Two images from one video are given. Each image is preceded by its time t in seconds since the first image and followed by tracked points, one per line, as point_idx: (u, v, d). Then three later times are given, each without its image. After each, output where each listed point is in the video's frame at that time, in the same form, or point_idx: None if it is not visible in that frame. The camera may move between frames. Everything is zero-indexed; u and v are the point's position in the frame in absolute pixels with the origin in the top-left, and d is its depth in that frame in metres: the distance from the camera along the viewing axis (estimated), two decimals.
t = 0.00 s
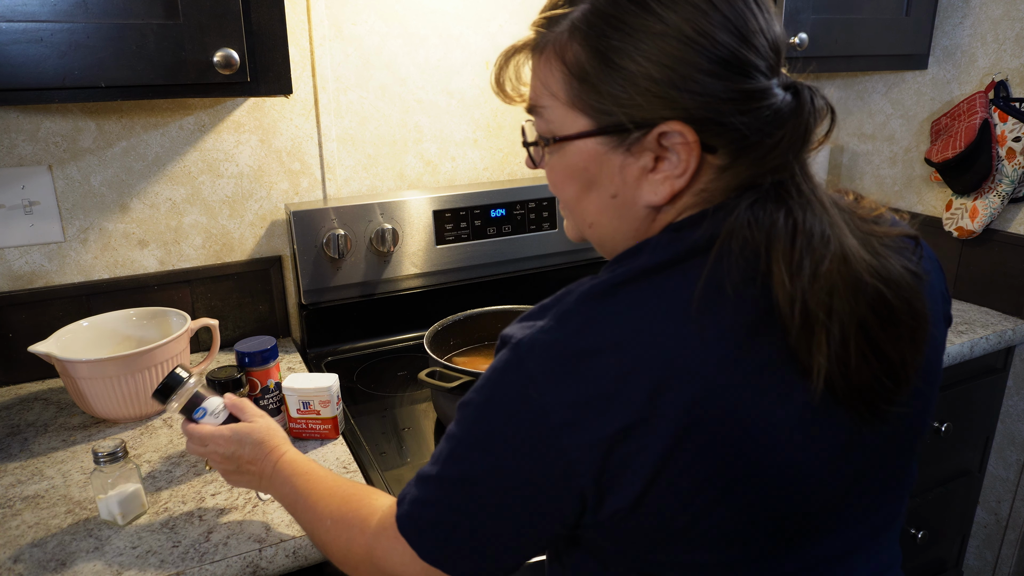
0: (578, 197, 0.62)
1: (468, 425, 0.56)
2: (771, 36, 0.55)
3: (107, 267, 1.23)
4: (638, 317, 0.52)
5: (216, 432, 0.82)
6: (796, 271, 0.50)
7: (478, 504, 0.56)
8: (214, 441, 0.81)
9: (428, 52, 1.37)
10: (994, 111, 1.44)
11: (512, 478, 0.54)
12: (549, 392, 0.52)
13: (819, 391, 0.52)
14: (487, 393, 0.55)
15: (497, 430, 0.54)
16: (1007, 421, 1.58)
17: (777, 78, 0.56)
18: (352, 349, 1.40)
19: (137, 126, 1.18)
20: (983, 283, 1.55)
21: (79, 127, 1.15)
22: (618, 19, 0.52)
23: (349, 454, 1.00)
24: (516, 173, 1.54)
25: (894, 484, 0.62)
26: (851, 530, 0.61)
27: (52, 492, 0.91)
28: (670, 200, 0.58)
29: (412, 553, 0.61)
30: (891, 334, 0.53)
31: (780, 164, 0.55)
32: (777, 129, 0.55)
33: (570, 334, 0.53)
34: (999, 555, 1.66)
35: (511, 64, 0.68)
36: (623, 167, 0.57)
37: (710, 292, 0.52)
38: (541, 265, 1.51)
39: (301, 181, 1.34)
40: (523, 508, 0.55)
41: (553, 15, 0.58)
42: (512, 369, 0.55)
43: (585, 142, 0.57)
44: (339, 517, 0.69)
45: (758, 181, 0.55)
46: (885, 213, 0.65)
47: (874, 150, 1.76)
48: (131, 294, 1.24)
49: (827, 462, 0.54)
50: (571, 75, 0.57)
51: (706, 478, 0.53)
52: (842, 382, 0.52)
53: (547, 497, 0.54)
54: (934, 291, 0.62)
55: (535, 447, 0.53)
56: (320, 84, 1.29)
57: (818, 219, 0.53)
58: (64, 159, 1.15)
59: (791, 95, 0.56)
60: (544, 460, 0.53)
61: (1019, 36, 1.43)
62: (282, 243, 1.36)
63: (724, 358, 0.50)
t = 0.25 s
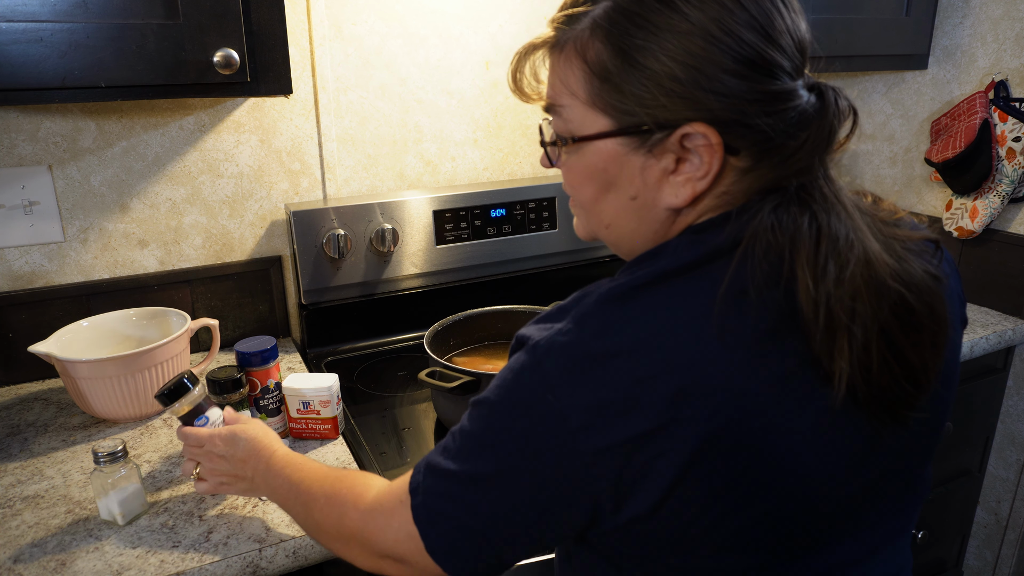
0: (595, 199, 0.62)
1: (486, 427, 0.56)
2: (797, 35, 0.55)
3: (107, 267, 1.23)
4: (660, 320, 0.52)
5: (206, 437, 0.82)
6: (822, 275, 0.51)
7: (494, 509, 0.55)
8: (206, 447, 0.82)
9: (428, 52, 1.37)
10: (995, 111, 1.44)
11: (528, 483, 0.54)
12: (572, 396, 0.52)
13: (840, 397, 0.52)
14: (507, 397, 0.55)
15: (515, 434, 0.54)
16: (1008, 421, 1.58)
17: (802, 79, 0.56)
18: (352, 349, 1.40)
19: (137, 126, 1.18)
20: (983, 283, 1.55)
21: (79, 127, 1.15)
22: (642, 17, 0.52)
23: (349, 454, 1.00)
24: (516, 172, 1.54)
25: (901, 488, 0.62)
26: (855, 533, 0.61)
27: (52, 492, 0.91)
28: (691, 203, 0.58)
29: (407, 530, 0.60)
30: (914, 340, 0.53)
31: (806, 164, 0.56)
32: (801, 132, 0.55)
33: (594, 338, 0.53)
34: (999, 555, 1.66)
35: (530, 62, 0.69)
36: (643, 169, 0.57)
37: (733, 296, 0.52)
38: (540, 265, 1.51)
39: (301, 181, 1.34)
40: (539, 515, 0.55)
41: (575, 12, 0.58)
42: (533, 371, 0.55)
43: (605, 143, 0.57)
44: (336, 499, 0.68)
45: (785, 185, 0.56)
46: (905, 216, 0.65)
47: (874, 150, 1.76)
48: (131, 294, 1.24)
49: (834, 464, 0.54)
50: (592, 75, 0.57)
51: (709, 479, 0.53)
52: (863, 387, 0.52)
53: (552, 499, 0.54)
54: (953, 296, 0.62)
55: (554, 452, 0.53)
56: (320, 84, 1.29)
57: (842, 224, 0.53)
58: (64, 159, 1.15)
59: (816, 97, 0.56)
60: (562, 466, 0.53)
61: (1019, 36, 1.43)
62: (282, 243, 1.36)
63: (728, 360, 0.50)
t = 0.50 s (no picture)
0: (598, 201, 0.62)
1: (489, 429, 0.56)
2: (804, 39, 0.55)
3: (107, 267, 1.23)
4: (664, 322, 0.52)
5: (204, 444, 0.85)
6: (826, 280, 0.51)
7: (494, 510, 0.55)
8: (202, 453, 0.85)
9: (428, 52, 1.37)
10: (995, 111, 1.44)
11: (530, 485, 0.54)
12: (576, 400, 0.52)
13: (842, 401, 0.52)
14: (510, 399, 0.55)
15: (518, 437, 0.54)
16: (1007, 421, 1.58)
17: (809, 83, 0.56)
18: (352, 348, 1.40)
19: (137, 126, 1.18)
20: (983, 283, 1.55)
21: (79, 127, 1.15)
22: (648, 19, 0.52)
23: (349, 454, 1.00)
24: (516, 172, 1.54)
25: (901, 490, 0.62)
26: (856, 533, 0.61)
27: (52, 492, 0.91)
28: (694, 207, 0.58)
29: (393, 504, 0.61)
30: (917, 345, 0.53)
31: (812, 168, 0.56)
32: (807, 137, 0.55)
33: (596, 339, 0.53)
34: (999, 555, 1.66)
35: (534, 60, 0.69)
36: (647, 173, 0.57)
37: (736, 298, 0.52)
38: (540, 265, 1.51)
39: (301, 181, 1.34)
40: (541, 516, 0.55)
41: (581, 13, 0.58)
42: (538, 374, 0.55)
43: (609, 146, 0.57)
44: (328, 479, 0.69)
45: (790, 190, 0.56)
46: (908, 218, 0.65)
47: (874, 150, 1.76)
48: (131, 293, 1.24)
49: (835, 466, 0.54)
50: (597, 76, 0.56)
51: (710, 480, 0.53)
52: (865, 391, 0.52)
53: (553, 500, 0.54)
54: (957, 300, 0.63)
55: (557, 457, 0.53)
56: (320, 84, 1.29)
57: (847, 228, 0.53)
58: (64, 159, 1.15)
59: (822, 100, 0.56)
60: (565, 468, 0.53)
61: (1019, 36, 1.43)
62: (282, 243, 1.36)
63: (729, 361, 0.50)
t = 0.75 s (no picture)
0: (590, 200, 0.62)
1: (480, 430, 0.56)
2: (795, 40, 0.55)
3: (107, 267, 1.23)
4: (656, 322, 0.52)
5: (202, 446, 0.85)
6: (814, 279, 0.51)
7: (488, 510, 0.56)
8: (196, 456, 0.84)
9: (428, 52, 1.37)
10: (995, 111, 1.44)
11: (523, 484, 0.54)
12: (567, 399, 0.52)
13: (832, 400, 0.52)
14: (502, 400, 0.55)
15: (511, 441, 0.54)
16: (1007, 421, 1.58)
17: (799, 84, 0.56)
18: (352, 349, 1.40)
19: (136, 126, 1.18)
20: (983, 283, 1.55)
21: (79, 127, 1.15)
22: (639, 20, 0.52)
23: (349, 454, 1.00)
24: (516, 172, 1.54)
25: (895, 487, 0.62)
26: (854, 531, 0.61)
27: (52, 492, 0.91)
28: (684, 206, 0.58)
29: (412, 544, 0.60)
30: (907, 343, 0.53)
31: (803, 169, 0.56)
32: (796, 136, 0.55)
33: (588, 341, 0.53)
34: (999, 555, 1.66)
35: (524, 63, 0.69)
36: (637, 172, 0.57)
37: (726, 297, 0.52)
38: (540, 265, 1.51)
39: (301, 181, 1.34)
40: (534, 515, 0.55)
41: (574, 14, 0.58)
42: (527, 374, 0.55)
43: (600, 145, 0.57)
44: (338, 513, 0.67)
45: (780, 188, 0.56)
46: (900, 217, 0.65)
47: (874, 150, 1.76)
48: (131, 293, 1.24)
49: (831, 465, 0.54)
50: (589, 77, 0.56)
51: (708, 479, 0.53)
52: (855, 390, 0.52)
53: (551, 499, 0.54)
54: (948, 298, 0.62)
55: (548, 456, 0.53)
56: (319, 84, 1.29)
57: (836, 227, 0.53)
58: (64, 159, 1.15)
59: (812, 101, 0.56)
60: (556, 467, 0.53)
61: (1020, 36, 1.43)
62: (282, 243, 1.36)
63: (727, 360, 0.50)
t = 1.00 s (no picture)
0: (575, 200, 0.62)
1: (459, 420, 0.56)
2: (775, 44, 0.55)
3: (107, 267, 1.23)
4: (639, 318, 0.52)
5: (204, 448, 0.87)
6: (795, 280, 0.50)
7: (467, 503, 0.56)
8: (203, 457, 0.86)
9: (428, 52, 1.37)
10: (994, 111, 1.44)
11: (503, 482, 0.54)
12: (547, 399, 0.53)
13: (813, 401, 0.52)
14: (482, 403, 0.55)
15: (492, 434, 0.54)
16: (1007, 421, 1.58)
17: (780, 87, 0.56)
18: (352, 348, 1.39)
19: (137, 126, 1.18)
20: (982, 283, 1.55)
21: (79, 127, 1.15)
22: (620, 23, 0.52)
23: (349, 454, 1.00)
24: (516, 172, 1.54)
25: (886, 485, 0.62)
26: (847, 530, 0.61)
27: (52, 492, 0.91)
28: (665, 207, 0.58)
29: (364, 501, 0.60)
30: (892, 346, 0.53)
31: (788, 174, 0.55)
32: (777, 140, 0.54)
33: (567, 337, 0.53)
34: (999, 555, 1.66)
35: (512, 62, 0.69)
36: (619, 173, 0.57)
37: (703, 297, 0.52)
38: (540, 265, 1.51)
39: (301, 181, 1.34)
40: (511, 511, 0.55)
41: (558, 17, 0.58)
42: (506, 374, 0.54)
43: (582, 147, 0.57)
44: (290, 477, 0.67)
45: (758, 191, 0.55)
46: (887, 217, 0.64)
47: (874, 150, 1.76)
48: (131, 293, 1.24)
49: (823, 464, 0.55)
50: (571, 79, 0.56)
51: (705, 478, 0.53)
52: (838, 392, 0.52)
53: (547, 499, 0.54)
54: (936, 299, 0.62)
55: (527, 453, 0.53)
56: (320, 84, 1.29)
57: (817, 228, 0.52)
58: (64, 159, 1.15)
59: (794, 104, 0.56)
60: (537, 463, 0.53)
61: (1019, 36, 1.43)
62: (282, 243, 1.36)
63: (723, 360, 0.50)
